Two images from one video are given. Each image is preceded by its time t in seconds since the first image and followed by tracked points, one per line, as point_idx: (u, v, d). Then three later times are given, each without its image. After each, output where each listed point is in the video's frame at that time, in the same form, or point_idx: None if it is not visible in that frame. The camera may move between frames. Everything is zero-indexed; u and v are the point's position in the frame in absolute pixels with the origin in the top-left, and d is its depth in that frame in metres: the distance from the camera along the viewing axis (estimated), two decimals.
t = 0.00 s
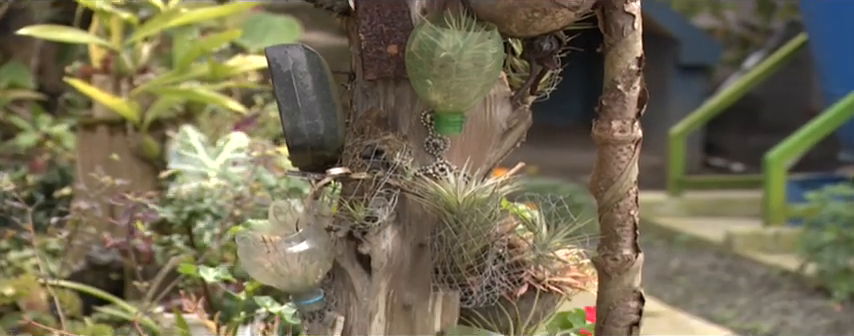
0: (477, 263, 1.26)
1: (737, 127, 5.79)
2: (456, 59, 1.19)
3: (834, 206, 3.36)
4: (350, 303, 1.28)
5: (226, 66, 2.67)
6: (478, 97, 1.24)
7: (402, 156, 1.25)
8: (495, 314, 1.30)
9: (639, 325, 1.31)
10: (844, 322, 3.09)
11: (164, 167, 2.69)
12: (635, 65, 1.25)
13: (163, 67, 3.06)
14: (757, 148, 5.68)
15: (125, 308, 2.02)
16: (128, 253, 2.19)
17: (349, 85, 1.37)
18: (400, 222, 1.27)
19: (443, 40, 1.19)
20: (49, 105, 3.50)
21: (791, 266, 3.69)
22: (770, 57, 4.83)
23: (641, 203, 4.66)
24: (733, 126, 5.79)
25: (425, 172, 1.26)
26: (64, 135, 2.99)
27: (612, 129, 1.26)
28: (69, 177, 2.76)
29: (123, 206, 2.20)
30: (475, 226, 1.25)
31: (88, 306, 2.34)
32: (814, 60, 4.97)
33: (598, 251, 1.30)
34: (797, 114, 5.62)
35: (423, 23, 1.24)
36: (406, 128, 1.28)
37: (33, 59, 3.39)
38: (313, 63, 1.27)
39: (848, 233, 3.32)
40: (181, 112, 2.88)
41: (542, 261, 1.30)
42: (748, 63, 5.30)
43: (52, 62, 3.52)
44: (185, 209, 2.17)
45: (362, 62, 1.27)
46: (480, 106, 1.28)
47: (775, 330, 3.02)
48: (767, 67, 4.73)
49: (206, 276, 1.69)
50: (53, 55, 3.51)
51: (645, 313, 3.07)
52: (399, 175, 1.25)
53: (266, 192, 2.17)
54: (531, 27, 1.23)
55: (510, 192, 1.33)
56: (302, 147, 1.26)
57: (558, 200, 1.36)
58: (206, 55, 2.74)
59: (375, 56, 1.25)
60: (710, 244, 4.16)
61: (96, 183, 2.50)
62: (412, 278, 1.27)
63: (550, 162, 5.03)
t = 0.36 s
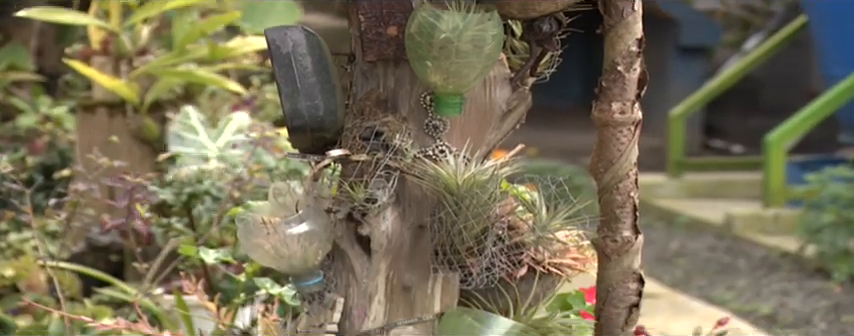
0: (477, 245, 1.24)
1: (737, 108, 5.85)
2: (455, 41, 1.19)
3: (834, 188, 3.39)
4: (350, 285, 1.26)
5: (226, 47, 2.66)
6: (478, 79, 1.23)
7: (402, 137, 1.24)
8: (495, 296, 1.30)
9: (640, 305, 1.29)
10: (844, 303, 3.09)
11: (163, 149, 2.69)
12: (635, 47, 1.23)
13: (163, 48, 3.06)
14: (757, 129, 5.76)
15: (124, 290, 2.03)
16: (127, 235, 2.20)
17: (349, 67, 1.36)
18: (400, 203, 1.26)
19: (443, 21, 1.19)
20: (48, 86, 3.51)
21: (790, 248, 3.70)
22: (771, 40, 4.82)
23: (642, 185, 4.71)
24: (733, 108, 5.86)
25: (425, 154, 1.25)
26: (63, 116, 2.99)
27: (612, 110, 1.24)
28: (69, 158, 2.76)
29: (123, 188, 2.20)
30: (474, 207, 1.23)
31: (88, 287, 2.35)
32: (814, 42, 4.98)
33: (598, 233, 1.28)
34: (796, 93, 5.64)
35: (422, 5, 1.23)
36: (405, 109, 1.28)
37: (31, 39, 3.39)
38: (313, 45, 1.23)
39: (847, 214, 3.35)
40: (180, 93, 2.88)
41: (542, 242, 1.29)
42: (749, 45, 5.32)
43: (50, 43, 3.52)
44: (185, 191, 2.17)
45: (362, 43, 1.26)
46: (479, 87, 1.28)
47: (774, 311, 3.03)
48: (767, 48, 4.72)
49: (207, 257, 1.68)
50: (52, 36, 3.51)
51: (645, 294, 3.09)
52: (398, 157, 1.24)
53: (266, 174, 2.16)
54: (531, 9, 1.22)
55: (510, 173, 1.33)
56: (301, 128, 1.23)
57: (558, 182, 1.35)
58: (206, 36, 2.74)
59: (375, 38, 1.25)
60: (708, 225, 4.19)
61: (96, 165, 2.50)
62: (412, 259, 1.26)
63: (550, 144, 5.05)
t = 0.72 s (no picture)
0: (476, 227, 1.24)
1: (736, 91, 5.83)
2: (455, 23, 1.19)
3: (833, 170, 3.40)
4: (350, 267, 1.27)
5: (225, 30, 2.66)
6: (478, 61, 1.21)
7: (401, 119, 1.24)
8: (495, 278, 1.28)
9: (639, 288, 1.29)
10: (843, 285, 3.10)
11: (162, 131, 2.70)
12: (634, 29, 1.22)
13: (162, 30, 3.05)
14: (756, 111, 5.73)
15: (124, 272, 2.03)
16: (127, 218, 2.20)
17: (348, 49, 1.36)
18: (400, 185, 1.26)
19: (442, 3, 1.19)
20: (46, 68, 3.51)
21: (789, 230, 3.72)
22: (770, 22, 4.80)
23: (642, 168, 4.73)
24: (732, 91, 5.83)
25: (424, 136, 1.25)
26: (63, 98, 2.99)
27: (612, 92, 1.24)
28: (68, 141, 2.76)
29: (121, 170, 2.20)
30: (474, 190, 1.22)
31: (87, 269, 2.36)
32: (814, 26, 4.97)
33: (597, 215, 1.28)
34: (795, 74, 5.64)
35: None
36: (404, 91, 1.27)
37: (30, 21, 3.39)
38: (313, 27, 1.21)
39: (847, 196, 3.35)
40: (180, 75, 2.88)
41: (541, 224, 1.27)
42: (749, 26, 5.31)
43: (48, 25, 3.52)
44: (184, 174, 2.18)
45: (362, 25, 1.26)
46: (478, 69, 1.27)
47: (774, 293, 3.04)
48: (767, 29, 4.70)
49: (204, 239, 1.69)
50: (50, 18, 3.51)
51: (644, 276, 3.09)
52: (398, 139, 1.24)
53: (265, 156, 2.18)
54: None
55: (510, 155, 1.30)
56: (301, 110, 1.22)
57: (556, 165, 1.35)
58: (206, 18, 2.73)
59: (374, 20, 1.25)
60: (710, 207, 4.21)
61: (95, 147, 2.50)
62: (412, 242, 1.25)
63: (550, 126, 5.05)
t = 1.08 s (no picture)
0: (476, 208, 1.25)
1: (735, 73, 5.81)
2: (455, 3, 1.18)
3: (833, 152, 3.40)
4: (349, 249, 1.27)
5: (225, 11, 2.65)
6: (478, 42, 1.20)
7: (401, 100, 1.24)
8: (495, 260, 1.28)
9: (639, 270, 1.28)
10: (843, 266, 3.10)
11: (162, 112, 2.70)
12: (634, 10, 1.22)
13: (161, 11, 3.05)
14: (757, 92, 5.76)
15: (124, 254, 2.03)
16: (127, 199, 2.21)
17: (348, 30, 1.36)
18: (400, 166, 1.26)
19: None
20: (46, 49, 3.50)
21: (789, 211, 3.72)
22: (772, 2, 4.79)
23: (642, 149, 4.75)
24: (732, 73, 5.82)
25: (424, 117, 1.24)
26: (63, 80, 2.99)
27: (612, 73, 1.23)
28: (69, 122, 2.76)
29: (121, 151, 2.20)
30: (474, 171, 1.22)
31: (87, 251, 2.36)
32: (815, 8, 5.00)
33: (597, 196, 1.27)
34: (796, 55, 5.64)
35: None
36: (404, 72, 1.26)
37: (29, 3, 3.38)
38: (313, 9, 1.18)
39: (847, 177, 3.36)
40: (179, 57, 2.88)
41: (541, 205, 1.27)
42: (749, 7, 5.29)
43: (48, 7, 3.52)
44: (184, 155, 2.18)
45: (362, 6, 1.27)
46: (479, 50, 1.27)
47: (774, 274, 3.04)
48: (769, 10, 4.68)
49: (204, 221, 1.69)
50: None
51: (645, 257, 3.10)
52: (397, 121, 1.23)
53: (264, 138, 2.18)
54: None
55: (510, 137, 1.30)
56: (300, 91, 1.21)
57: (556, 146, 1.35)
58: None
59: None
60: (710, 188, 4.21)
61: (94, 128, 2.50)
62: (411, 224, 1.25)
63: (551, 108, 5.05)
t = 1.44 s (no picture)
0: (476, 190, 1.24)
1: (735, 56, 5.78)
2: None
3: (833, 134, 3.40)
4: (349, 231, 1.26)
5: None
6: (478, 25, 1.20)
7: (401, 82, 1.23)
8: (494, 241, 1.27)
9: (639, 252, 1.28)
10: (842, 249, 3.10)
11: (162, 95, 2.70)
12: None
13: None
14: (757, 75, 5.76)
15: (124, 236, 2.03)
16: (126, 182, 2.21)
17: (347, 12, 1.35)
18: (400, 149, 1.25)
19: None
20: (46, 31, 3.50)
21: (789, 193, 3.72)
22: None
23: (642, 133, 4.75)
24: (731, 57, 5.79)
25: (424, 99, 1.24)
26: (62, 62, 2.99)
27: (612, 55, 1.23)
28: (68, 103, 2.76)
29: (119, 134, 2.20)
30: (474, 153, 1.22)
31: (88, 233, 2.37)
32: None
33: (597, 179, 1.27)
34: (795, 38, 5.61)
35: None
36: (404, 54, 1.26)
37: None
38: None
39: (847, 160, 3.36)
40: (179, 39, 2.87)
41: (541, 188, 1.26)
42: None
43: None
44: (184, 138, 2.16)
45: None
46: (479, 32, 1.26)
47: (773, 257, 3.05)
48: None
49: (204, 203, 1.69)
50: None
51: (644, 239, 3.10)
52: (397, 102, 1.23)
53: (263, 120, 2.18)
54: None
55: (510, 119, 1.30)
56: (300, 73, 1.20)
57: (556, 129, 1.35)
58: None
59: None
60: (710, 171, 4.21)
61: (94, 111, 2.50)
62: (411, 206, 1.24)
63: (551, 90, 5.05)
